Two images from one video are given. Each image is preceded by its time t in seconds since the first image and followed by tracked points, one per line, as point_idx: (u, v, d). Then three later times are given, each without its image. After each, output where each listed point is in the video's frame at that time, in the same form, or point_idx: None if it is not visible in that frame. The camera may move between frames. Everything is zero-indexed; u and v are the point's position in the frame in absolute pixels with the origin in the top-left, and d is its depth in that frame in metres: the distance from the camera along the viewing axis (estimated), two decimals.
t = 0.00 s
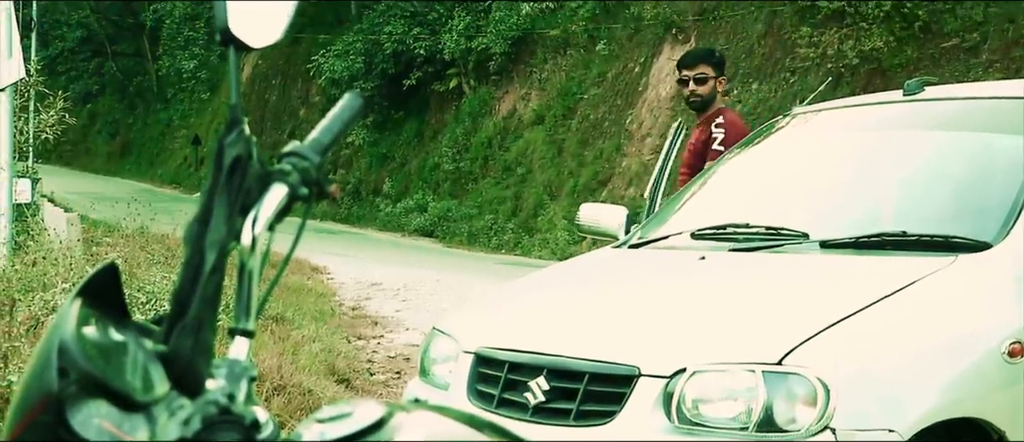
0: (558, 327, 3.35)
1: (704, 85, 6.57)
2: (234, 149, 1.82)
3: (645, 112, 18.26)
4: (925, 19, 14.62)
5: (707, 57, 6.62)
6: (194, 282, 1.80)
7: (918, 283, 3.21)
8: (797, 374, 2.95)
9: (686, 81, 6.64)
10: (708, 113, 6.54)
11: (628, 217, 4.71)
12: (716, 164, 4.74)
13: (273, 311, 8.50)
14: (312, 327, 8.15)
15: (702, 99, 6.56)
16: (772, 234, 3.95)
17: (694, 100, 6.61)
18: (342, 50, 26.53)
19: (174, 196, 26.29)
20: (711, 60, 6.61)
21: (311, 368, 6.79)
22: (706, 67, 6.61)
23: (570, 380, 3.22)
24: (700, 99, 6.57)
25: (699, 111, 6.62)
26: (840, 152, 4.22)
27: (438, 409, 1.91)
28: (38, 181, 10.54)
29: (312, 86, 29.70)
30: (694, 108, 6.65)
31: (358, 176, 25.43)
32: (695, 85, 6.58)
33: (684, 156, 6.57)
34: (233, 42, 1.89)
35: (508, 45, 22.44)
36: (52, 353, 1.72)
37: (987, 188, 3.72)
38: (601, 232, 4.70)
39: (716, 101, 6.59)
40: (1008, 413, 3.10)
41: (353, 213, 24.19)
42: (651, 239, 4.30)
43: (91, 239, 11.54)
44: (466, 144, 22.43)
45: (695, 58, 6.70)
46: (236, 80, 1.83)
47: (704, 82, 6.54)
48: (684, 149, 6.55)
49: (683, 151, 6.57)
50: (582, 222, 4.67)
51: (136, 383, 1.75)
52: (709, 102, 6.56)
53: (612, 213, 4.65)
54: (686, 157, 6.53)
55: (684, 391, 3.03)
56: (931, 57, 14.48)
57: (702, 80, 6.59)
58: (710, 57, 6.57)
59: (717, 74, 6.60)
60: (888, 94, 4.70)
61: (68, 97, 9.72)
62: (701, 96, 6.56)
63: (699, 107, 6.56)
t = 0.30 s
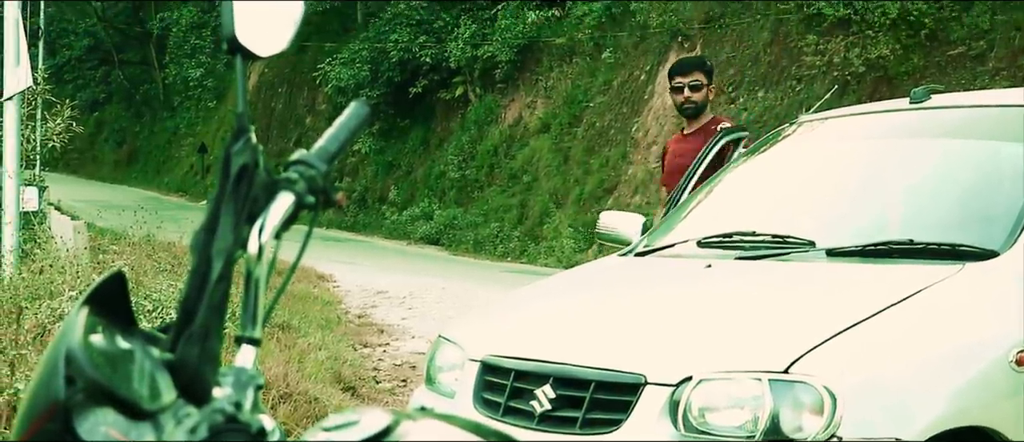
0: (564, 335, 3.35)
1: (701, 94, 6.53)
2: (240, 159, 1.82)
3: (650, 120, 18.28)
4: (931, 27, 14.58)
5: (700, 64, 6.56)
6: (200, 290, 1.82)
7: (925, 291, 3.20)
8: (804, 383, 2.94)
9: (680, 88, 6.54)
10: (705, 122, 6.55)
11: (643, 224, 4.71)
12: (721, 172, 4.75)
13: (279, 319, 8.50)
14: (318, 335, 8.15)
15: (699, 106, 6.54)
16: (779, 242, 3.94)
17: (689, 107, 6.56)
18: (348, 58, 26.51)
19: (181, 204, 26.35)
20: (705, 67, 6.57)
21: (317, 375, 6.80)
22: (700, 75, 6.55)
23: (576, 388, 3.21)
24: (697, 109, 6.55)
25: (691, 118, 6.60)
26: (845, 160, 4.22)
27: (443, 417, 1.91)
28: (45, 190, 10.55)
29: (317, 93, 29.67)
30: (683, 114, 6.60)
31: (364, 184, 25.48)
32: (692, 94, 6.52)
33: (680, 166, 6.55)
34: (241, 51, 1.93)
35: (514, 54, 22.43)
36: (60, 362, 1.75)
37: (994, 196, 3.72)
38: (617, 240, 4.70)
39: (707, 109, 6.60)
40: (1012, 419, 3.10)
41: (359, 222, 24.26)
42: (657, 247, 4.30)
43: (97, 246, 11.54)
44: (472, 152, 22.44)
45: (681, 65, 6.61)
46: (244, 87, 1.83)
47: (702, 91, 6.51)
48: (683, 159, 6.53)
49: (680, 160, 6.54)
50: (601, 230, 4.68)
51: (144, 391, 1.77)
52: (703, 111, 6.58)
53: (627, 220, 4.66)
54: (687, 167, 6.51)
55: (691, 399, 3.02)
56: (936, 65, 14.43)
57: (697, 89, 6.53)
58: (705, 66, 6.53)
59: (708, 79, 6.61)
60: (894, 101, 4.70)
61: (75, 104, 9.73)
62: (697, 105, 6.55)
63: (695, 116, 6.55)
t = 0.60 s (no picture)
0: (572, 341, 3.35)
1: (689, 103, 6.33)
2: (248, 165, 1.89)
3: (657, 126, 18.32)
4: (938, 33, 14.56)
5: (687, 72, 6.39)
6: (207, 296, 1.87)
7: (931, 297, 3.20)
8: (810, 389, 2.95)
9: (669, 96, 6.32)
10: (693, 130, 6.33)
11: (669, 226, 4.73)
12: (728, 178, 4.74)
13: (285, 325, 8.50)
14: (325, 341, 8.15)
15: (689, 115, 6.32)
16: (785, 249, 3.94)
17: (676, 117, 6.33)
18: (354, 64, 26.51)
19: (188, 210, 26.36)
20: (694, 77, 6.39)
21: (324, 382, 6.80)
22: (686, 83, 6.36)
23: (583, 395, 3.21)
24: (685, 119, 6.33)
25: (680, 127, 6.35)
26: (851, 167, 4.22)
27: (450, 424, 1.92)
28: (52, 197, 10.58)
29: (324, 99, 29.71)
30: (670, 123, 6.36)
31: (370, 190, 25.54)
32: (682, 101, 6.30)
33: (670, 176, 6.31)
34: (248, 58, 1.97)
35: (521, 60, 22.44)
36: (67, 368, 1.77)
37: (1002, 203, 3.72)
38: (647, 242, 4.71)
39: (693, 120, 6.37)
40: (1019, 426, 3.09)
41: (366, 228, 24.31)
42: (664, 253, 4.30)
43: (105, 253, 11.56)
44: (478, 159, 22.47)
45: (668, 74, 6.41)
46: (252, 96, 1.91)
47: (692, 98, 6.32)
48: (676, 171, 6.30)
49: (671, 172, 6.30)
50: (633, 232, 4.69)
51: (151, 398, 1.80)
52: (691, 121, 6.35)
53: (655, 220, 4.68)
54: (679, 179, 6.27)
55: (697, 406, 3.02)
56: (944, 71, 14.39)
57: (687, 97, 6.34)
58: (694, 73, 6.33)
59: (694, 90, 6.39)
60: (901, 108, 4.69)
61: (83, 111, 9.75)
62: (685, 114, 6.33)
63: (682, 125, 6.32)
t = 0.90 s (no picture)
0: (580, 347, 3.35)
1: (672, 109, 6.04)
2: (256, 172, 1.92)
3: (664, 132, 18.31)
4: (945, 39, 14.53)
5: (671, 77, 6.10)
6: (216, 303, 1.91)
7: (939, 304, 3.20)
8: (818, 396, 2.93)
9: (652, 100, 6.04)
10: (676, 137, 6.02)
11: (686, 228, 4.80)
12: (735, 185, 4.74)
13: (293, 331, 8.50)
14: (332, 348, 8.15)
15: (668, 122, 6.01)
16: (793, 255, 3.93)
17: (658, 122, 6.04)
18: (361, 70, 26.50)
19: (196, 217, 26.41)
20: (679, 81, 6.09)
21: (331, 388, 6.79)
22: (670, 88, 6.07)
23: (590, 400, 3.21)
24: (667, 124, 6.03)
25: (661, 133, 6.04)
26: (857, 172, 4.22)
27: (458, 430, 1.92)
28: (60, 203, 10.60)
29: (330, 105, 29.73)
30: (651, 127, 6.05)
31: (377, 196, 25.58)
32: (664, 106, 6.01)
33: (647, 181, 6.01)
34: (255, 64, 1.98)
35: (528, 66, 22.44)
36: (74, 373, 1.81)
37: (1009, 209, 3.72)
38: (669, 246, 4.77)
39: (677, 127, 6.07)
40: None
41: (373, 234, 24.34)
42: (672, 259, 4.29)
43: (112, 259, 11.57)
44: (485, 165, 22.48)
45: (653, 77, 6.13)
46: (259, 104, 1.93)
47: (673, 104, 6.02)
48: (655, 176, 6.00)
49: (648, 177, 6.00)
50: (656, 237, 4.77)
51: (159, 404, 1.84)
52: (673, 127, 6.04)
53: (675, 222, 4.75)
54: (656, 185, 5.98)
55: (705, 412, 3.00)
56: (951, 78, 14.35)
57: (670, 103, 6.06)
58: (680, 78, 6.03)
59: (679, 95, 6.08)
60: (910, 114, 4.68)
61: (90, 118, 9.76)
62: (668, 119, 6.03)
63: (665, 131, 6.02)
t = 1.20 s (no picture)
0: (589, 353, 3.34)
1: (649, 107, 5.65)
2: (265, 177, 1.93)
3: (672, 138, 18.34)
4: (954, 44, 14.50)
5: (648, 73, 5.71)
6: (225, 307, 1.91)
7: (947, 311, 3.20)
8: (828, 402, 2.93)
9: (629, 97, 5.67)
10: (656, 136, 5.61)
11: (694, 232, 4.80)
12: (744, 190, 4.73)
13: (301, 337, 8.51)
14: (341, 353, 8.16)
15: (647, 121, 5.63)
16: (802, 260, 3.93)
17: (636, 121, 5.64)
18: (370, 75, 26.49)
19: (204, 222, 26.51)
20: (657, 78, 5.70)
21: (340, 393, 6.79)
22: (648, 85, 5.69)
23: (599, 406, 3.20)
24: (646, 122, 5.63)
25: (640, 132, 5.65)
26: (865, 178, 4.22)
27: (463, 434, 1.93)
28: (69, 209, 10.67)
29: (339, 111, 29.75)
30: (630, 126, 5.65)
31: (386, 201, 25.66)
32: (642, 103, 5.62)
33: (627, 180, 5.59)
34: (264, 71, 1.99)
35: (536, 72, 22.45)
36: (85, 378, 1.82)
37: (1018, 214, 3.71)
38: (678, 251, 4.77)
39: (657, 125, 5.67)
40: None
41: (382, 239, 24.43)
42: (681, 265, 4.29)
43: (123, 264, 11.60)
44: (493, 170, 22.53)
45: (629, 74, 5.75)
46: (267, 108, 1.94)
47: (650, 100, 5.65)
48: (633, 177, 5.58)
49: (628, 176, 5.58)
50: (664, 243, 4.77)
51: (169, 410, 1.86)
52: (652, 125, 5.65)
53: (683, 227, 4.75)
54: (636, 185, 5.56)
55: (713, 417, 2.99)
56: (960, 83, 14.32)
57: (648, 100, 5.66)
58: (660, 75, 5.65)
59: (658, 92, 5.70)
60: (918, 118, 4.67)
61: (100, 124, 9.80)
62: (647, 117, 5.63)
63: (645, 129, 5.62)
